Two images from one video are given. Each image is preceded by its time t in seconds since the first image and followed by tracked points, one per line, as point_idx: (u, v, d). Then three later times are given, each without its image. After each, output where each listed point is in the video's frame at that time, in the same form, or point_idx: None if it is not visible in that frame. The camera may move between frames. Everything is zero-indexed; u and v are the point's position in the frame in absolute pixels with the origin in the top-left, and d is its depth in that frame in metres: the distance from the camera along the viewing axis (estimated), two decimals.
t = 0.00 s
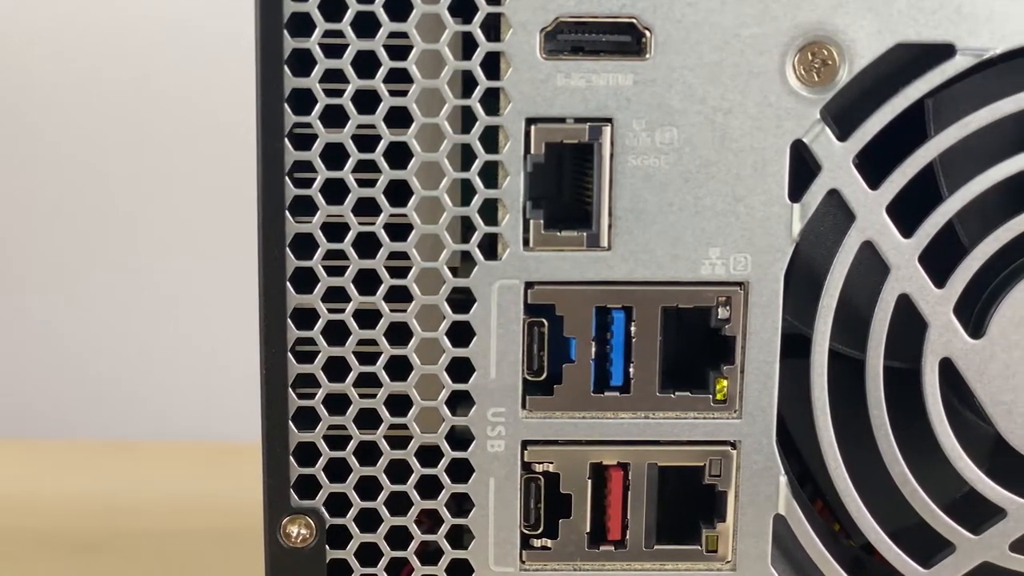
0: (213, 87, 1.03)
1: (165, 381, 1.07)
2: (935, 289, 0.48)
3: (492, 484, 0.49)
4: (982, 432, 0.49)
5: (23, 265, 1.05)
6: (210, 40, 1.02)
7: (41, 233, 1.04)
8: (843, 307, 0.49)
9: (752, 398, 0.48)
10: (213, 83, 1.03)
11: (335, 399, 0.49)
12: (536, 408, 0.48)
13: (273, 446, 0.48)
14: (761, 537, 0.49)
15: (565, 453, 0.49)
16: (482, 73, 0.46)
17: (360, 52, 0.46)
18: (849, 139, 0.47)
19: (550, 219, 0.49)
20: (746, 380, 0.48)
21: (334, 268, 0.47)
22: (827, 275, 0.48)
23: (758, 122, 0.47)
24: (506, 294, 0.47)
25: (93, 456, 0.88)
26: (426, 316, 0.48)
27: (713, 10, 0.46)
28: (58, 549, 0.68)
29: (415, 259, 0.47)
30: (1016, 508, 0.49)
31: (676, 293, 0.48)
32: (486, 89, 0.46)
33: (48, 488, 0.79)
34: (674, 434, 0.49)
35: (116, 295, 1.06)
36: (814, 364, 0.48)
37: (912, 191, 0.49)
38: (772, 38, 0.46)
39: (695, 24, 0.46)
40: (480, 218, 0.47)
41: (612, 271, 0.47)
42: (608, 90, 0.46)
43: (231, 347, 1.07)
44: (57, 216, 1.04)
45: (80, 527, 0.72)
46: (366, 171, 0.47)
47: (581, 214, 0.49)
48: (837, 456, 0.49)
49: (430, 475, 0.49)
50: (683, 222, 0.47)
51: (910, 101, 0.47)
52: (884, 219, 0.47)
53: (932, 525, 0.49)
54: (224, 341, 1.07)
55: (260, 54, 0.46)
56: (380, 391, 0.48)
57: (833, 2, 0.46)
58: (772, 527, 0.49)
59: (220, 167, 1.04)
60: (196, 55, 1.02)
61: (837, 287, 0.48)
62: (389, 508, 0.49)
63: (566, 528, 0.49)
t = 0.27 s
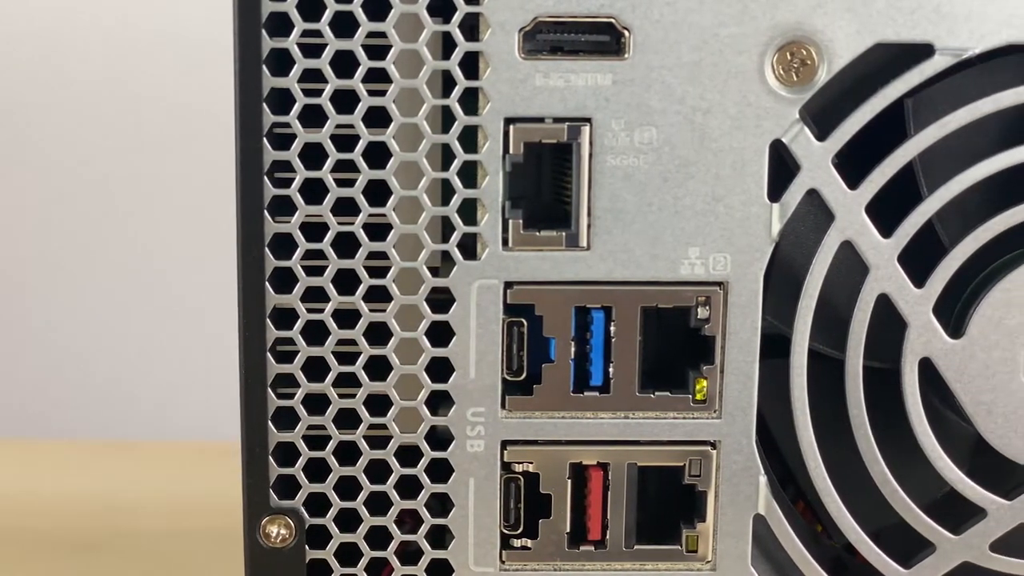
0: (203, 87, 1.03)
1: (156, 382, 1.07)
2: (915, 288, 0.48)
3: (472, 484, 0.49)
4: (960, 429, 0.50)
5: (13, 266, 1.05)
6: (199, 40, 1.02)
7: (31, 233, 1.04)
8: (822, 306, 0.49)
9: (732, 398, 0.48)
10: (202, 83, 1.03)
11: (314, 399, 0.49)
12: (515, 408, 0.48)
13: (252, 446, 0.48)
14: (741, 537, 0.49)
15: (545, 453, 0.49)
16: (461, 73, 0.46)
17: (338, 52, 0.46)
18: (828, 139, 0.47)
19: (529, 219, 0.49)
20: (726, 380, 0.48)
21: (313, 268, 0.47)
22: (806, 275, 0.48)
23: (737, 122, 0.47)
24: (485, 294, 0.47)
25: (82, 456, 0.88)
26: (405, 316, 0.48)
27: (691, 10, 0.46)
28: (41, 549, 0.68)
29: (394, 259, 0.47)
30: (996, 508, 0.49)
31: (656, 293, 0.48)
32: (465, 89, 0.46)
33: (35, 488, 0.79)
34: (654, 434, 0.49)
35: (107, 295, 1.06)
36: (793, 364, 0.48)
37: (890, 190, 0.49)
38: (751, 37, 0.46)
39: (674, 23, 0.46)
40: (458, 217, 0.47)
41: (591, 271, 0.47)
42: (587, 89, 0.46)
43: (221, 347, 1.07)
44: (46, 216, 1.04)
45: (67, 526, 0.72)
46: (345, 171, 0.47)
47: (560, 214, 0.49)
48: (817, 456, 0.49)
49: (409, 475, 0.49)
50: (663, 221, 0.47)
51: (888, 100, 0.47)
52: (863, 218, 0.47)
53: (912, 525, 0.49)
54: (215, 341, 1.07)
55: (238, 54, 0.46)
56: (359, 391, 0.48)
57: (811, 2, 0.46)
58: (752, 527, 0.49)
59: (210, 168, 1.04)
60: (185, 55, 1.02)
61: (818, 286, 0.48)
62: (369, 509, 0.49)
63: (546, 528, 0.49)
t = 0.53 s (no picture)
0: (192, 87, 1.03)
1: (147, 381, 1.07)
2: (892, 288, 0.48)
3: (449, 484, 0.49)
4: (937, 429, 0.50)
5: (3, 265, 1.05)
6: (189, 40, 1.02)
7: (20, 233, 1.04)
8: (800, 306, 0.49)
9: (710, 398, 0.48)
10: (192, 84, 1.03)
11: (292, 400, 0.49)
12: (492, 408, 0.48)
13: (229, 446, 0.48)
14: (718, 536, 0.49)
15: (522, 453, 0.49)
16: (437, 73, 0.46)
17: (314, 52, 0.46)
18: (804, 139, 0.47)
19: (507, 219, 0.48)
20: (703, 380, 0.48)
21: (290, 268, 0.47)
22: (783, 275, 0.48)
23: (713, 122, 0.47)
24: (462, 294, 0.47)
25: (68, 456, 0.88)
26: (384, 317, 0.49)
27: (667, 10, 0.46)
28: (28, 547, 0.69)
29: (371, 259, 0.47)
30: (973, 508, 0.49)
31: (632, 293, 0.48)
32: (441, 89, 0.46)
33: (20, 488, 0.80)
34: (632, 434, 0.49)
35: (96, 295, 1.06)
36: (770, 364, 0.48)
37: (867, 191, 0.49)
38: (727, 37, 0.46)
39: (650, 23, 0.46)
40: (435, 217, 0.47)
41: (568, 271, 0.47)
42: (563, 89, 0.46)
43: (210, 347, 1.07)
44: (36, 216, 1.04)
45: (51, 526, 0.72)
46: (321, 171, 0.47)
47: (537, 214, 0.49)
48: (794, 456, 0.49)
49: (387, 475, 0.49)
50: (639, 222, 0.47)
51: (865, 100, 0.47)
52: (840, 218, 0.47)
53: (890, 525, 0.49)
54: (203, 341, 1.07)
55: (214, 54, 0.46)
56: (336, 391, 0.48)
57: (787, 2, 0.46)
58: (730, 527, 0.49)
59: (200, 168, 1.04)
60: (175, 55, 1.02)
61: (794, 286, 0.48)
62: (346, 509, 0.49)
63: (524, 528, 0.49)
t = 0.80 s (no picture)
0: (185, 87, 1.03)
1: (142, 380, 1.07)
2: (878, 288, 0.48)
3: (435, 484, 0.48)
4: (924, 430, 0.50)
5: None
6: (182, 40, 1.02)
7: (13, 232, 1.04)
8: (786, 306, 0.49)
9: (695, 398, 0.48)
10: (184, 84, 1.03)
11: (277, 400, 0.49)
12: (478, 408, 0.48)
13: (214, 446, 0.48)
14: (704, 536, 0.49)
15: (508, 453, 0.49)
16: (422, 73, 0.46)
17: (299, 52, 0.46)
18: (789, 139, 0.47)
19: (492, 219, 0.49)
20: (689, 379, 0.48)
21: (275, 268, 0.47)
22: (769, 275, 0.48)
23: (698, 122, 0.47)
24: (447, 294, 0.47)
25: (65, 456, 0.88)
26: (369, 316, 0.48)
27: (652, 10, 0.46)
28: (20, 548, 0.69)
29: (356, 259, 0.47)
30: (959, 508, 0.49)
31: (618, 293, 0.48)
32: (426, 89, 0.46)
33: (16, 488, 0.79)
34: (617, 434, 0.49)
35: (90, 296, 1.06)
36: (756, 364, 0.48)
37: (853, 191, 0.49)
38: (712, 37, 0.46)
39: (635, 23, 0.46)
40: (420, 217, 0.47)
41: (554, 271, 0.47)
42: (548, 89, 0.46)
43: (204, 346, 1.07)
44: (29, 216, 1.04)
45: (41, 527, 0.72)
46: (306, 171, 0.47)
47: (523, 214, 0.48)
48: (780, 456, 0.49)
49: (372, 475, 0.49)
50: (624, 221, 0.47)
51: (851, 100, 0.47)
52: (825, 218, 0.47)
53: (876, 525, 0.49)
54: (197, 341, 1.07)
55: (199, 54, 0.45)
56: (321, 391, 0.48)
57: (772, 2, 0.46)
58: (716, 527, 0.49)
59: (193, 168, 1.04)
60: (167, 55, 1.02)
61: (779, 287, 0.48)
62: (332, 509, 0.49)
63: (510, 528, 0.49)
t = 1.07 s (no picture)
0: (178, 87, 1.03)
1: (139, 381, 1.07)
2: (863, 288, 0.48)
3: (421, 484, 0.48)
4: (910, 430, 0.50)
5: None
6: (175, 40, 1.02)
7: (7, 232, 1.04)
8: (771, 306, 0.49)
9: (680, 398, 0.48)
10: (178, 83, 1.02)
11: (262, 400, 0.49)
12: (463, 408, 0.48)
13: (199, 446, 0.48)
14: (690, 537, 0.49)
15: (493, 453, 0.49)
16: (406, 73, 0.46)
17: (283, 52, 0.46)
18: (774, 139, 0.47)
19: (477, 219, 0.48)
20: (674, 379, 0.48)
21: (260, 268, 0.47)
22: (754, 275, 0.48)
23: (683, 122, 0.47)
24: (432, 294, 0.47)
25: (64, 456, 0.88)
26: (353, 317, 0.48)
27: (636, 10, 0.46)
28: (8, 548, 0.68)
29: (341, 259, 0.47)
30: (944, 508, 0.49)
31: (603, 293, 0.48)
32: (410, 89, 0.46)
33: (14, 488, 0.79)
34: (603, 433, 0.49)
35: (84, 295, 1.06)
36: (741, 363, 0.49)
37: (839, 191, 0.49)
38: (696, 37, 0.46)
39: (619, 23, 0.46)
40: (405, 217, 0.47)
41: (539, 270, 0.47)
42: (532, 89, 0.46)
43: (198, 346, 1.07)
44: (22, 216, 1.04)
45: (34, 527, 0.72)
46: (291, 171, 0.47)
47: (508, 214, 0.48)
48: (765, 456, 0.49)
49: (357, 475, 0.49)
50: (609, 221, 0.47)
51: (836, 100, 0.47)
52: (811, 218, 0.47)
53: (862, 525, 0.49)
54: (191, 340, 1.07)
55: (183, 54, 0.45)
56: (307, 391, 0.48)
57: (757, 2, 0.46)
58: (702, 527, 0.49)
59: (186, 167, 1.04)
60: (160, 54, 1.02)
61: (764, 287, 0.48)
62: (318, 509, 0.49)
63: (495, 529, 0.49)
